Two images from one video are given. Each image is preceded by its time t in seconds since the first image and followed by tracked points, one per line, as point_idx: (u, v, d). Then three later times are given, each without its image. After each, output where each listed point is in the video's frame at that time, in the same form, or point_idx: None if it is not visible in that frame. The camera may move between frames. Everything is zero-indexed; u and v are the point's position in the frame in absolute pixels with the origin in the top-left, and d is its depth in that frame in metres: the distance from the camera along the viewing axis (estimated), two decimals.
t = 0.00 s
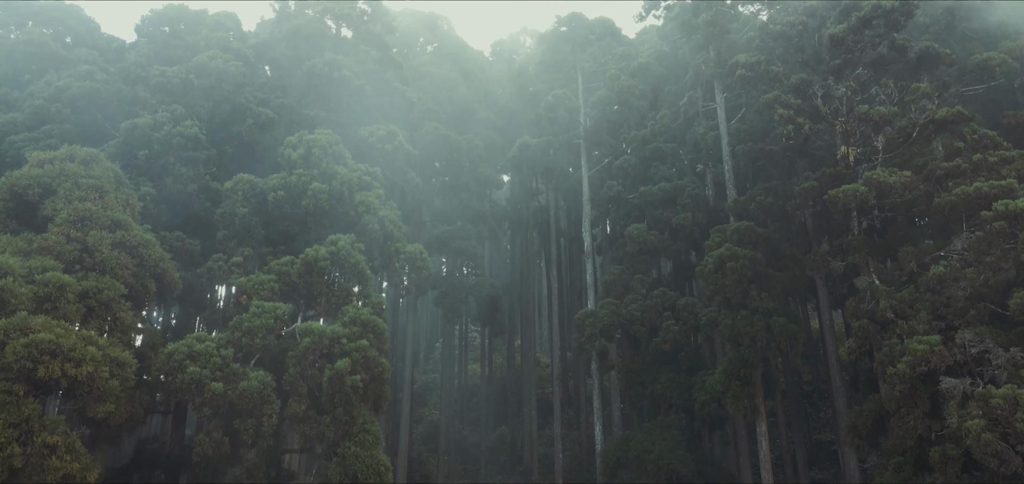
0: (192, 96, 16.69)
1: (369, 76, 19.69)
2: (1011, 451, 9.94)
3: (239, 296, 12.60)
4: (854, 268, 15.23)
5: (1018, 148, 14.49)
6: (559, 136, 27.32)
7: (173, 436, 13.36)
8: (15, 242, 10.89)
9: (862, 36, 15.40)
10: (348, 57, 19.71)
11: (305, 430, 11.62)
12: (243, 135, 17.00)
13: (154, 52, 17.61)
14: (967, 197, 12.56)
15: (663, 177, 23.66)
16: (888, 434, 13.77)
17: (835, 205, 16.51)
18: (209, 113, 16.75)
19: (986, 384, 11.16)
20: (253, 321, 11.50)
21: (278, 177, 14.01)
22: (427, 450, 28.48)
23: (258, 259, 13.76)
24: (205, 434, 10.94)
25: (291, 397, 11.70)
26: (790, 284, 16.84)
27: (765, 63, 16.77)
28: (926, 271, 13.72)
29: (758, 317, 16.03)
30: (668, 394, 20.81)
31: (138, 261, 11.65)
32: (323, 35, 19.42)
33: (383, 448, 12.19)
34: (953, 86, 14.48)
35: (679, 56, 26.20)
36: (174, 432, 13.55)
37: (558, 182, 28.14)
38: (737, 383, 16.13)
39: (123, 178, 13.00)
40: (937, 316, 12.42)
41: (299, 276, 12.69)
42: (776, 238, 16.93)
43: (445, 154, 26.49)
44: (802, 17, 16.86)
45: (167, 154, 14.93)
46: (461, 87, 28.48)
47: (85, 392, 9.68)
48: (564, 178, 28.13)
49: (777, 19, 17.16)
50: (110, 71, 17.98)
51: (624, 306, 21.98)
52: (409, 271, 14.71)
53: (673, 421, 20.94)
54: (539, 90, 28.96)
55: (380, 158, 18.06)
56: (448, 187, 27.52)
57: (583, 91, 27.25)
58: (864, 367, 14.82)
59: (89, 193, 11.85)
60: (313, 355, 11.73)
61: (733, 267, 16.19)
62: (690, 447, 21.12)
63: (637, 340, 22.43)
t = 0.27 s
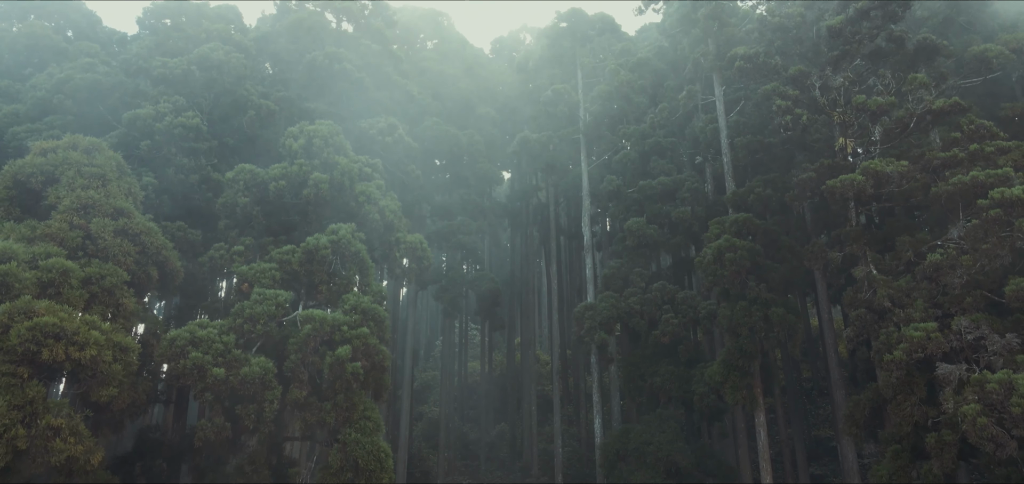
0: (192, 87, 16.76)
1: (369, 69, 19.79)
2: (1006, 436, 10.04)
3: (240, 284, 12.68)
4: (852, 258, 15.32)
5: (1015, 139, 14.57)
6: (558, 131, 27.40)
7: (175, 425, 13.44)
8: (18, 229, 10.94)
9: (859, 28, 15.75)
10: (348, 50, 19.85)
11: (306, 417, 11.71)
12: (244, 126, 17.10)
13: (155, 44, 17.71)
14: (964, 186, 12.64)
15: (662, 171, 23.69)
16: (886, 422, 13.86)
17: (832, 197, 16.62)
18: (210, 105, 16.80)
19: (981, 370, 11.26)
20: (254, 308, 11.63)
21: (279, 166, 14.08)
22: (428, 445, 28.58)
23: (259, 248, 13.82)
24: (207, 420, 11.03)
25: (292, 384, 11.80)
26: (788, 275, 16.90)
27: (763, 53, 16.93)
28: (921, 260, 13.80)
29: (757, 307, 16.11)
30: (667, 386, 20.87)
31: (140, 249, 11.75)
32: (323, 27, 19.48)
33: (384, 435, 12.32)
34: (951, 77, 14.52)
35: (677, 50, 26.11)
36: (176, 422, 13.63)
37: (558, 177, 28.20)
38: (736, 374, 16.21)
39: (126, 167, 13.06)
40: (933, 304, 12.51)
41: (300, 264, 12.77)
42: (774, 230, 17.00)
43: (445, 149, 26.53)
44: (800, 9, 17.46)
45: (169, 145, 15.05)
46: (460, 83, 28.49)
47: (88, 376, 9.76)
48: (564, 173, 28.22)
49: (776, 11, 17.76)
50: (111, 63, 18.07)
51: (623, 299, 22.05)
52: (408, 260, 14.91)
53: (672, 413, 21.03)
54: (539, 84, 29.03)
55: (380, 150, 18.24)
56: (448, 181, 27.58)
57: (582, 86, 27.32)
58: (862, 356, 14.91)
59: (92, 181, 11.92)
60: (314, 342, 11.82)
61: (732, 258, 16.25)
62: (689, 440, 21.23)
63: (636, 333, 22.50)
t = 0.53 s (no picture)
0: (194, 79, 16.85)
1: (368, 63, 19.92)
2: (1001, 420, 10.15)
3: (242, 272, 12.78)
4: (849, 248, 15.41)
5: (1012, 130, 14.64)
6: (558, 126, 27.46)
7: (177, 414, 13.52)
8: (22, 216, 11.01)
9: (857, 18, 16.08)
10: (349, 43, 20.00)
11: (307, 403, 11.82)
12: (246, 117, 17.19)
13: (157, 37, 17.82)
14: (960, 175, 12.75)
15: (661, 165, 23.69)
16: (883, 411, 13.96)
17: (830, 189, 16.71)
18: (212, 97, 16.89)
19: (977, 357, 11.36)
20: (255, 295, 11.77)
21: (281, 156, 14.17)
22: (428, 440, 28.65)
23: (260, 238, 13.90)
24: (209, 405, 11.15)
25: (293, 371, 11.89)
26: (787, 266, 16.99)
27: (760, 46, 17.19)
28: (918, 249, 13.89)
29: (755, 298, 16.19)
30: (666, 379, 20.93)
31: (142, 236, 11.85)
32: (324, 20, 19.57)
33: (385, 422, 12.39)
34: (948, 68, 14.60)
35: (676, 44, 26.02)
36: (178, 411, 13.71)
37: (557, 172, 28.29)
38: (735, 364, 16.31)
39: (128, 156, 13.16)
40: (930, 292, 12.60)
41: (301, 253, 12.87)
42: (773, 222, 17.09)
43: (445, 144, 26.61)
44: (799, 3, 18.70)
45: (171, 135, 15.15)
46: (460, 78, 28.55)
47: (92, 360, 9.87)
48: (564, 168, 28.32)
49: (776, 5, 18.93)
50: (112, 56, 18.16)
51: (622, 292, 22.09)
52: (409, 250, 14.92)
53: (671, 406, 21.11)
54: (539, 80, 29.08)
55: (380, 143, 18.34)
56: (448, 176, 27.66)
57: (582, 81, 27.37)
58: (859, 346, 15.00)
59: (94, 170, 12.01)
60: (315, 329, 11.91)
61: (730, 249, 16.35)
62: (687, 432, 21.32)
63: (635, 326, 22.57)
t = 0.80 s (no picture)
0: (195, 71, 16.94)
1: (367, 58, 20.04)
2: (998, 405, 10.22)
3: (244, 261, 12.86)
4: (848, 239, 15.49)
5: (1009, 121, 14.74)
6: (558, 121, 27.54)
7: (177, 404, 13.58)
8: (25, 204, 11.08)
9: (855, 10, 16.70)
10: (350, 37, 20.17)
11: (309, 390, 11.91)
12: (247, 109, 17.29)
13: (158, 30, 17.92)
14: (957, 164, 12.86)
15: (660, 159, 23.75)
16: (881, 400, 14.04)
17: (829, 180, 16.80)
18: (213, 89, 16.98)
19: (974, 343, 11.44)
20: (257, 282, 11.87)
21: (282, 146, 14.26)
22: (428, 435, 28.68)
23: (261, 228, 13.97)
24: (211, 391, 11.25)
25: (294, 358, 11.97)
26: (785, 258, 17.06)
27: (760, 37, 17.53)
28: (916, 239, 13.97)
29: (754, 289, 16.27)
30: (665, 372, 20.99)
31: (144, 224, 11.94)
32: (325, 14, 19.72)
33: (385, 410, 12.47)
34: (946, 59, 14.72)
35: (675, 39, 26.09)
36: (178, 400, 13.77)
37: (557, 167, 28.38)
38: (733, 355, 16.40)
39: (130, 145, 13.26)
40: (927, 280, 12.68)
41: (302, 242, 12.96)
42: (772, 214, 17.17)
43: (445, 139, 26.69)
44: None
45: (173, 126, 15.24)
46: (460, 74, 28.61)
47: (95, 345, 9.96)
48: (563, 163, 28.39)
49: None
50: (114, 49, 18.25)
51: (621, 286, 22.14)
52: (409, 241, 15.02)
53: (671, 398, 21.17)
54: (538, 75, 29.17)
55: (381, 136, 18.44)
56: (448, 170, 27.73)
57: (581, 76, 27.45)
58: (857, 336, 15.09)
59: (97, 158, 12.11)
60: (316, 317, 12.01)
61: (729, 240, 16.43)
62: (686, 425, 21.42)
63: (635, 320, 22.65)
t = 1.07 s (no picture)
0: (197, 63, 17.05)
1: (368, 51, 20.14)
2: (993, 390, 10.33)
3: (245, 250, 12.95)
4: (846, 230, 15.57)
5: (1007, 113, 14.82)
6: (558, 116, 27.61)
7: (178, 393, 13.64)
8: (29, 191, 11.17)
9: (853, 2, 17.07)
10: (351, 30, 20.33)
11: (309, 377, 12.00)
12: (248, 101, 17.41)
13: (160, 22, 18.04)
14: (954, 154, 12.96)
15: (660, 154, 23.78)
16: (878, 389, 14.15)
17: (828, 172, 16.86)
18: (215, 81, 17.11)
19: (970, 330, 11.54)
20: (258, 269, 11.98)
21: (283, 136, 14.37)
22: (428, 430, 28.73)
23: (263, 218, 14.04)
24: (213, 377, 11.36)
25: (296, 345, 12.06)
26: (784, 250, 17.14)
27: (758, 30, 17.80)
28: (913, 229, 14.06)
29: (752, 280, 16.34)
30: (665, 365, 21.06)
31: (147, 212, 12.05)
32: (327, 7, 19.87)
33: (386, 398, 12.52)
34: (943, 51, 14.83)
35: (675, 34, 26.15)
36: (179, 390, 13.83)
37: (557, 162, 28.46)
38: (732, 346, 16.47)
39: (132, 135, 13.35)
40: (924, 269, 12.78)
41: (303, 231, 13.05)
42: (770, 205, 17.25)
43: (446, 133, 26.79)
44: None
45: (175, 117, 15.36)
46: (460, 69, 28.72)
47: (99, 330, 10.07)
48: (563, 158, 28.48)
49: None
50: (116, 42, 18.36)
51: (621, 279, 22.19)
52: (410, 231, 15.12)
53: (670, 391, 21.25)
54: (539, 71, 29.27)
55: (381, 129, 18.54)
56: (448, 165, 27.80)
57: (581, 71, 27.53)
58: (855, 326, 15.19)
59: (100, 147, 12.20)
60: (317, 304, 12.11)
61: (728, 231, 16.53)
62: (686, 418, 21.49)
63: (635, 313, 22.72)
